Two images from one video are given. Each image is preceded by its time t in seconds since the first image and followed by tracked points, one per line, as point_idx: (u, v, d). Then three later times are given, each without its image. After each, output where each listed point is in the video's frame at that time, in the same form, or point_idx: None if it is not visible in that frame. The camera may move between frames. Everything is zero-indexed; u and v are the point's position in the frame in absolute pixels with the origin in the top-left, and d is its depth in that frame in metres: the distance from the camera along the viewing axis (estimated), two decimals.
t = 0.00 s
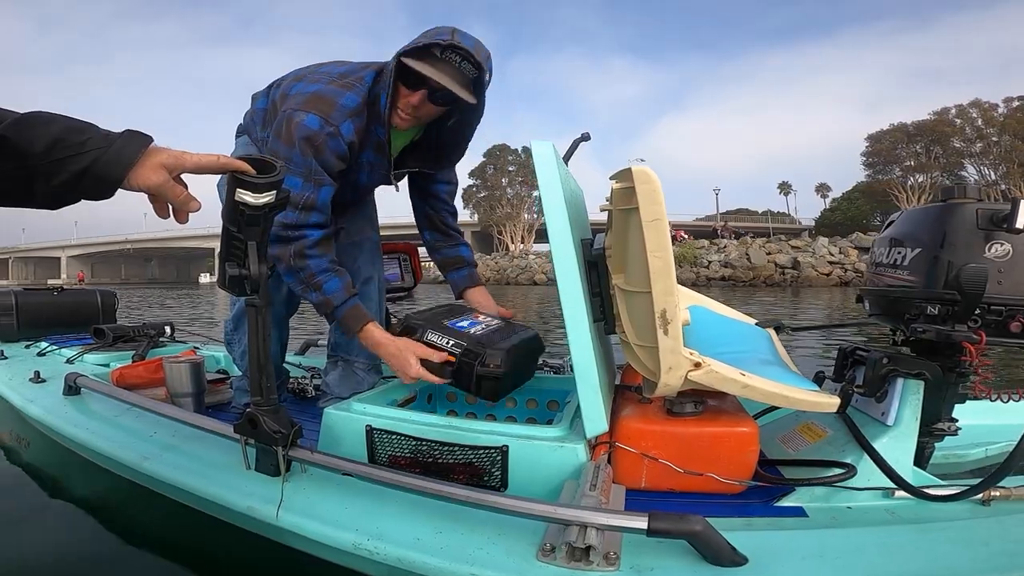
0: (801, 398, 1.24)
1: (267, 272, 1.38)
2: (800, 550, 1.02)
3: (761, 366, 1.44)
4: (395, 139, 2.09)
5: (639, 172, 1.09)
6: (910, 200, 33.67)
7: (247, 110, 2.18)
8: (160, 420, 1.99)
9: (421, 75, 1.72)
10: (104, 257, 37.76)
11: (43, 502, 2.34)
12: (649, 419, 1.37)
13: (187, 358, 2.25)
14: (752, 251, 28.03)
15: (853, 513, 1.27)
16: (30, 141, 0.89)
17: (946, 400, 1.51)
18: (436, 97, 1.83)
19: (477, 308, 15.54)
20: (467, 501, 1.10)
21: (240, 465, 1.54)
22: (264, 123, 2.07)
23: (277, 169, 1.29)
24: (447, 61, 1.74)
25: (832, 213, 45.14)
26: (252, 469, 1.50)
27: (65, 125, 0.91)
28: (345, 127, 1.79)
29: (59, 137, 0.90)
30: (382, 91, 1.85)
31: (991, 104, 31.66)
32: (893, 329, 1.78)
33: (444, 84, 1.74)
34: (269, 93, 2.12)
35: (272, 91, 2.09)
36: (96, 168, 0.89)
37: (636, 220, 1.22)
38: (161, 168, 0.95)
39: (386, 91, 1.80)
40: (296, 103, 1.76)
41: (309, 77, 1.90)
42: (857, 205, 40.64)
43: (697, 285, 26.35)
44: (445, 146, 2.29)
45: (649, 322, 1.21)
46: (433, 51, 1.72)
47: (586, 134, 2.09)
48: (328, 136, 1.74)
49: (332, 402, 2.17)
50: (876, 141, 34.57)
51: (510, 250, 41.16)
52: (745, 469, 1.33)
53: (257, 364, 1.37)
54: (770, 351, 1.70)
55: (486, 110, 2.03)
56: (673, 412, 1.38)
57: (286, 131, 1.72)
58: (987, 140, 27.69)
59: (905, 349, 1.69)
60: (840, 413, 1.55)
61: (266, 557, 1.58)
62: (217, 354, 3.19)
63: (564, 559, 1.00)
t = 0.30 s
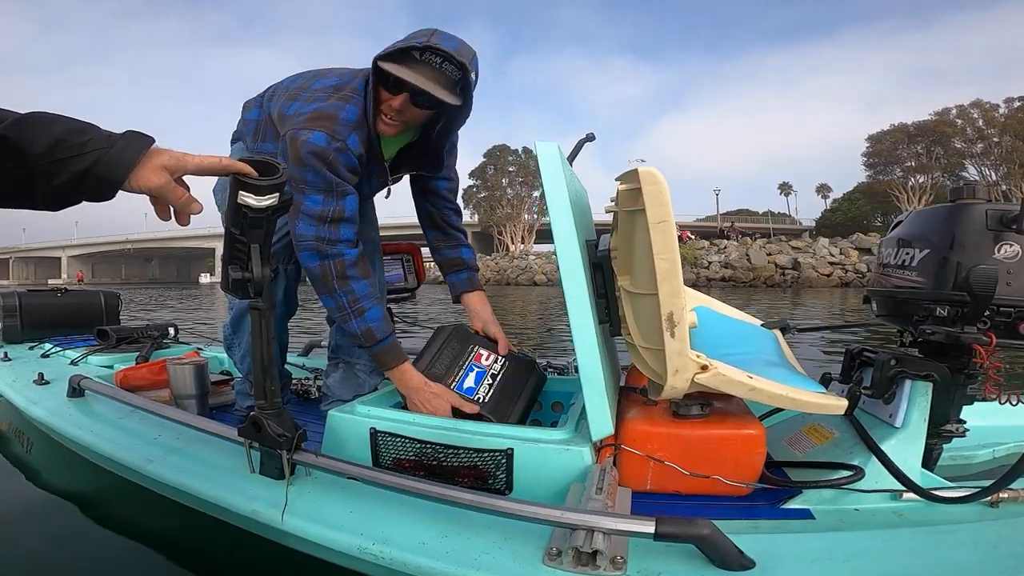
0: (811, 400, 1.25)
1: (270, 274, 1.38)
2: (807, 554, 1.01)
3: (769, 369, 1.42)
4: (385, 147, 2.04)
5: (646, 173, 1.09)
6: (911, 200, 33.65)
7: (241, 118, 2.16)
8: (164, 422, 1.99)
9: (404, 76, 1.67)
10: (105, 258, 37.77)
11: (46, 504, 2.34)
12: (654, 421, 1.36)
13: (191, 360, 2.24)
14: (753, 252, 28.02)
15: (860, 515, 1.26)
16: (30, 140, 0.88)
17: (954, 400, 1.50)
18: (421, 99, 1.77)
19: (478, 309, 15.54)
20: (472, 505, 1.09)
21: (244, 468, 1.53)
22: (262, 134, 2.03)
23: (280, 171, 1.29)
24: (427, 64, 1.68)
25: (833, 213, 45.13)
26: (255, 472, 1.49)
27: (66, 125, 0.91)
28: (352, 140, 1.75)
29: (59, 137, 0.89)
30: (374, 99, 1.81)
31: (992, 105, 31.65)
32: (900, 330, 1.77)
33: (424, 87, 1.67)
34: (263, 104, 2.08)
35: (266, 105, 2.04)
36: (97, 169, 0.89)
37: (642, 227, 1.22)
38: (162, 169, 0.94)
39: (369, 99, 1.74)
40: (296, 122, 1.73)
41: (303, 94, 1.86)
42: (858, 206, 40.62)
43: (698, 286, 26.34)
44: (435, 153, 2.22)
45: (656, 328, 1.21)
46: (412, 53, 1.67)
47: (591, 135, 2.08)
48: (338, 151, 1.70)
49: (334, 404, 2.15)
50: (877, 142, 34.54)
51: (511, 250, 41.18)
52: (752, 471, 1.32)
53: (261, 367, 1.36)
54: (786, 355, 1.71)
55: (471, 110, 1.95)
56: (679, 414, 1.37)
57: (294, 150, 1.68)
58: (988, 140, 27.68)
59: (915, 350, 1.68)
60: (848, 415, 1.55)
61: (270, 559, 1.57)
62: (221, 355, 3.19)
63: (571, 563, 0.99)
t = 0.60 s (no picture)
0: (820, 403, 1.24)
1: (276, 280, 1.37)
2: (818, 558, 1.01)
3: (778, 372, 1.42)
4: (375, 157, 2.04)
5: (655, 177, 1.08)
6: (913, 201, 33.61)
7: (232, 127, 2.16)
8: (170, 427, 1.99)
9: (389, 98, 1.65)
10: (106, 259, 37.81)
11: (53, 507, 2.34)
12: (662, 425, 1.36)
13: (196, 363, 2.24)
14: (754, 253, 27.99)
15: (869, 518, 1.26)
16: (29, 144, 0.88)
17: (965, 404, 1.48)
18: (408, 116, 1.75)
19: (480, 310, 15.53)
20: (481, 512, 1.09)
21: (252, 474, 1.53)
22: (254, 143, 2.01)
23: (282, 175, 1.28)
24: (415, 80, 1.67)
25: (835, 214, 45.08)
26: (263, 478, 1.49)
27: (66, 128, 0.90)
28: (338, 153, 1.74)
29: (59, 140, 0.89)
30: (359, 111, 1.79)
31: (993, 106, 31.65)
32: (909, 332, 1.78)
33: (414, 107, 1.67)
34: (254, 112, 2.07)
35: (256, 115, 2.02)
36: (96, 172, 0.88)
37: (651, 232, 1.22)
38: (163, 173, 0.93)
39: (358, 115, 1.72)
40: (283, 133, 1.71)
41: (289, 104, 1.83)
42: (859, 207, 40.58)
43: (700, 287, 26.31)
44: (424, 165, 2.23)
45: (664, 331, 1.20)
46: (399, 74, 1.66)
47: (597, 136, 2.07)
48: (324, 164, 1.69)
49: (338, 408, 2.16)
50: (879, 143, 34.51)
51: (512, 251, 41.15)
52: (760, 475, 1.32)
53: (268, 374, 1.36)
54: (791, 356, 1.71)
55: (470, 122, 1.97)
56: (686, 418, 1.37)
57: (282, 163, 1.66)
58: (990, 141, 27.66)
59: (925, 352, 1.69)
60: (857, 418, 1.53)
61: (278, 563, 1.57)
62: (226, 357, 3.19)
63: (581, 571, 0.98)
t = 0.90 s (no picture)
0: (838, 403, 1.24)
1: (283, 283, 1.37)
2: (834, 563, 1.00)
3: (791, 374, 1.40)
4: (358, 157, 1.96)
5: (671, 179, 1.05)
6: (915, 202, 33.55)
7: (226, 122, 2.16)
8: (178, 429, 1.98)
9: (382, 117, 1.57)
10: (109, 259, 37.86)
11: (61, 507, 2.34)
12: (672, 427, 1.35)
13: (202, 364, 2.24)
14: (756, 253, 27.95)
15: (881, 519, 1.25)
16: (28, 144, 0.87)
17: (978, 405, 1.48)
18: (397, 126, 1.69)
19: (481, 310, 15.54)
20: (493, 518, 1.09)
21: (262, 477, 1.53)
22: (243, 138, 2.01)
23: (289, 177, 1.28)
24: (415, 99, 1.59)
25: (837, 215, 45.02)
26: (273, 481, 1.48)
27: (67, 128, 0.89)
28: (304, 155, 1.71)
29: (59, 140, 0.88)
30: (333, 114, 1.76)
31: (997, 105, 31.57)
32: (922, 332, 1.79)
33: (417, 132, 1.59)
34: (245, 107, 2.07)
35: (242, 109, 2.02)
36: (98, 173, 0.87)
37: (665, 235, 1.20)
38: (166, 175, 0.92)
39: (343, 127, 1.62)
40: (254, 128, 1.70)
41: (270, 95, 1.85)
42: (862, 207, 40.52)
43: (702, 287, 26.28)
44: (416, 165, 2.11)
45: (677, 335, 1.19)
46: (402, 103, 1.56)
47: (605, 134, 2.07)
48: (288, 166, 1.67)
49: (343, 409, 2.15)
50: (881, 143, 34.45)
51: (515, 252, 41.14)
52: (772, 476, 1.31)
53: (277, 378, 1.35)
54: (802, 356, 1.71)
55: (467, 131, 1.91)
56: (697, 420, 1.36)
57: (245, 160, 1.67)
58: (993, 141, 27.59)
59: (938, 353, 1.69)
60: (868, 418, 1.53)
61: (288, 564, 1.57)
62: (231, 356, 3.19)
63: None
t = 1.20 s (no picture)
0: (853, 404, 1.23)
1: (288, 285, 1.36)
2: (845, 564, 1.00)
3: (803, 373, 1.39)
4: (363, 142, 1.92)
5: (680, 176, 1.05)
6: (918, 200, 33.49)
7: (221, 117, 2.14)
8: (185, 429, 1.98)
9: (397, 104, 1.56)
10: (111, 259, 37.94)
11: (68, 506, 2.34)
12: (681, 425, 1.34)
13: (208, 362, 2.23)
14: (759, 252, 27.91)
15: (892, 518, 1.24)
16: (23, 143, 0.86)
17: (990, 402, 1.47)
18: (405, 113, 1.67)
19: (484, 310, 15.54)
20: (502, 520, 1.08)
21: (270, 478, 1.52)
22: (239, 133, 2.00)
23: (292, 177, 1.27)
24: (431, 88, 1.58)
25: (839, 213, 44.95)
26: (281, 482, 1.48)
27: (64, 128, 0.88)
28: (310, 144, 1.70)
29: (56, 140, 0.87)
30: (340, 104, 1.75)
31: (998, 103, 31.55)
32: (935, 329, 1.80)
33: (431, 121, 1.58)
34: (242, 100, 2.05)
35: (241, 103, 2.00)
36: (97, 173, 0.86)
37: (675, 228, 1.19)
38: (165, 175, 0.92)
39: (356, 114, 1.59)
40: (258, 119, 1.69)
41: (273, 87, 1.84)
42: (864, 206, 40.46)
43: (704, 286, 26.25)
44: (426, 155, 2.14)
45: (686, 333, 1.19)
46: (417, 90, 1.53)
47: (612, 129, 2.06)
48: (293, 157, 1.66)
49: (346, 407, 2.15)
50: (884, 141, 34.38)
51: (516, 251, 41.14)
52: (781, 475, 1.30)
53: (283, 379, 1.35)
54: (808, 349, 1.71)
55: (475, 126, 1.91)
56: (707, 418, 1.35)
57: (249, 151, 1.65)
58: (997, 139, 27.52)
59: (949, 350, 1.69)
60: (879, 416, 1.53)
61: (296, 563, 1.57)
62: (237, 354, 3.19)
63: None
